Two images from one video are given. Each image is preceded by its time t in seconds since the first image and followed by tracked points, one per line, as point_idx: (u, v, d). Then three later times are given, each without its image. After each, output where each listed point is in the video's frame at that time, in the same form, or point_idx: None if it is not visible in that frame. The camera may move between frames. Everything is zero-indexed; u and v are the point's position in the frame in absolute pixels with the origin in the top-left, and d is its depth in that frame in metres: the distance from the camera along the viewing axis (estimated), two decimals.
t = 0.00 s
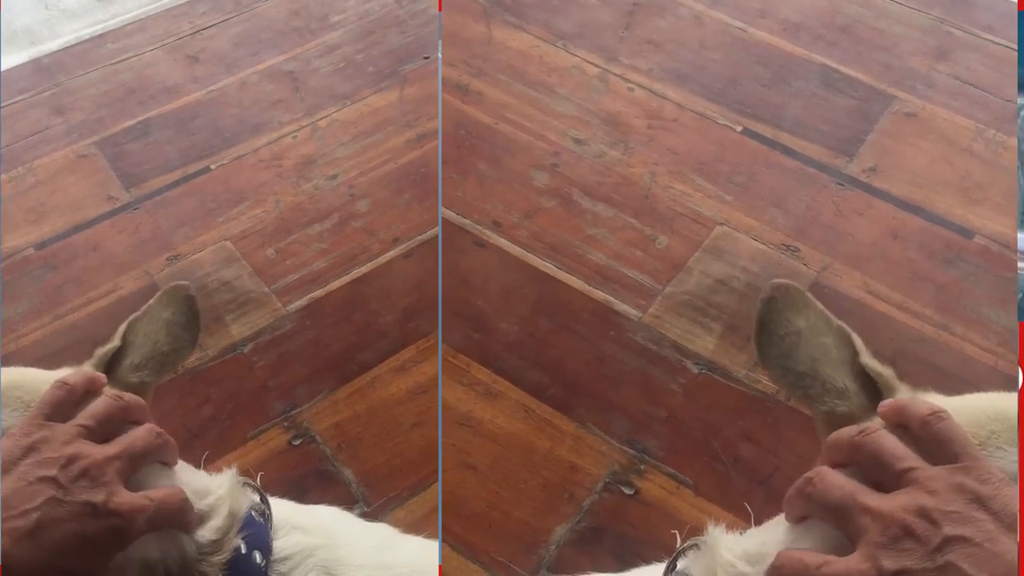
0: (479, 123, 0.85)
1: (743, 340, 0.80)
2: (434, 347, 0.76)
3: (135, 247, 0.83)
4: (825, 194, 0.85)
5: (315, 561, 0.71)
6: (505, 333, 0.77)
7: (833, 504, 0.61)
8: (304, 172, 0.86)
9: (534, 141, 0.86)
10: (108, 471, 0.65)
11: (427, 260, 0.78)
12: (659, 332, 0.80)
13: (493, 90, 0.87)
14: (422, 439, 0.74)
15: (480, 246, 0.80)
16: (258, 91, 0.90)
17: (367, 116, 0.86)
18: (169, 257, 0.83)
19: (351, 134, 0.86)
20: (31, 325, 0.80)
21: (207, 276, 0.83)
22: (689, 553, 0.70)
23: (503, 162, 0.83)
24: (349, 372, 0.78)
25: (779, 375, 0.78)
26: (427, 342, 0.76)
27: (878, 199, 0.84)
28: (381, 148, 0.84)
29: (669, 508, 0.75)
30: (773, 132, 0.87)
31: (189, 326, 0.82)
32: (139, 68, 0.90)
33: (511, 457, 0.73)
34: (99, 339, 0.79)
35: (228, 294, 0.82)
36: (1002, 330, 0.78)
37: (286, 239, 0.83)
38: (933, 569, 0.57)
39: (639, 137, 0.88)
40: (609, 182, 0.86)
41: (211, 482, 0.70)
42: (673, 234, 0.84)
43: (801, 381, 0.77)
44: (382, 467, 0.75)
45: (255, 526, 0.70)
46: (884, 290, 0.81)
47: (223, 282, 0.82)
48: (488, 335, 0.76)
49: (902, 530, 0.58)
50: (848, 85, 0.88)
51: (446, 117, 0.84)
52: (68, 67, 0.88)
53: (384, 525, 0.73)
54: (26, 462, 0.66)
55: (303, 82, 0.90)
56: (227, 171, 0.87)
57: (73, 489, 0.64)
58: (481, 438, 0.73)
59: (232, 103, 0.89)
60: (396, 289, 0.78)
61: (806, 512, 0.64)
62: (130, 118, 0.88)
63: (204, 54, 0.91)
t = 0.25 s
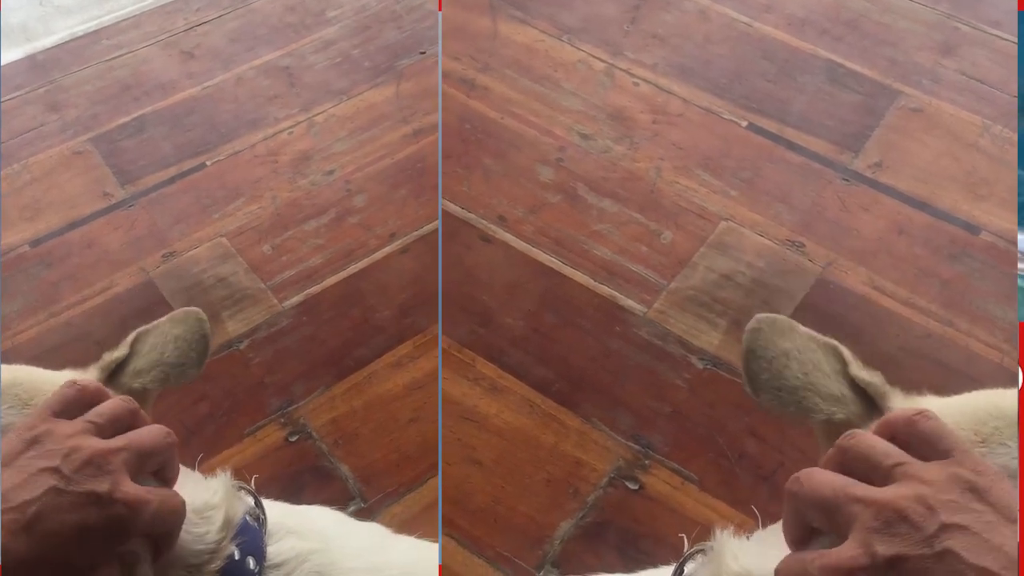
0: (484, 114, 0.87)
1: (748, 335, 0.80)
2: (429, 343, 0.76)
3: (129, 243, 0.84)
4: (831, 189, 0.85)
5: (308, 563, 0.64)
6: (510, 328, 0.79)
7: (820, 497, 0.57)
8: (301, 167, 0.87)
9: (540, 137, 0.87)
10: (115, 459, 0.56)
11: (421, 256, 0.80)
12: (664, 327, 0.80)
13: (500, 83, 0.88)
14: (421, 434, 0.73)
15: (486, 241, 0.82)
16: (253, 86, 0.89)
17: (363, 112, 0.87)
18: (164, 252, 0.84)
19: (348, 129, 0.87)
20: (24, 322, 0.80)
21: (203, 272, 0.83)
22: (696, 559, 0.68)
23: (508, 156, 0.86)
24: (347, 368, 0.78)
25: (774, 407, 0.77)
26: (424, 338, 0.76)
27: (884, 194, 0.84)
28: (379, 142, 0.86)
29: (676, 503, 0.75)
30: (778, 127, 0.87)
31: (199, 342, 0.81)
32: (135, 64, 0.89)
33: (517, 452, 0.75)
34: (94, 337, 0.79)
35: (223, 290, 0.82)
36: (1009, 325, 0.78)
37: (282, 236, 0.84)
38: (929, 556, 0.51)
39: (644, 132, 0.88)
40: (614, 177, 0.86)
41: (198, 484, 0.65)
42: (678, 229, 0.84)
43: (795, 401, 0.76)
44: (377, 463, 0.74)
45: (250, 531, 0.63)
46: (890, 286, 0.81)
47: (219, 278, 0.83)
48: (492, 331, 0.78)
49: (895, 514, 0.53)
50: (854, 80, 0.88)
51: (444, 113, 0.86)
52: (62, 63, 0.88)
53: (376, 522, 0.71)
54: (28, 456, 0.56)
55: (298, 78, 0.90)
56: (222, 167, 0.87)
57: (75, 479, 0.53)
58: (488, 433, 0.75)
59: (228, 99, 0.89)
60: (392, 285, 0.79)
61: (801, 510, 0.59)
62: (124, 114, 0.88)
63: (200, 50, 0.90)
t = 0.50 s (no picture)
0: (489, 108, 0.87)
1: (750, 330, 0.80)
2: (427, 339, 0.78)
3: (126, 241, 0.83)
4: (835, 185, 0.85)
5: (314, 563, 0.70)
6: (514, 323, 0.79)
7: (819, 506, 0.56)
8: (298, 164, 0.87)
9: (544, 131, 0.87)
10: (114, 469, 0.59)
11: (420, 251, 0.82)
12: (668, 323, 0.80)
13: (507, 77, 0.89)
14: (418, 429, 0.75)
15: (490, 235, 0.83)
16: (250, 83, 0.89)
17: (360, 108, 0.88)
18: (161, 249, 0.83)
19: (345, 125, 0.88)
20: (23, 319, 0.79)
21: (201, 269, 0.82)
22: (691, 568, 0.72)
23: (513, 150, 0.86)
24: (344, 363, 0.78)
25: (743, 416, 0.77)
26: (420, 335, 0.78)
27: (888, 190, 0.84)
28: (375, 138, 0.87)
29: (678, 500, 0.75)
30: (782, 123, 0.87)
31: (216, 345, 0.81)
32: (133, 60, 0.88)
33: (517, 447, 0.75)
34: (93, 334, 0.79)
35: (221, 288, 0.82)
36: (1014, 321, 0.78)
37: (280, 232, 0.84)
38: (931, 567, 0.51)
39: (648, 127, 0.88)
40: (618, 172, 0.86)
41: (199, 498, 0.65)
42: (683, 225, 0.84)
43: (784, 411, 0.76)
44: (376, 459, 0.75)
45: (250, 541, 0.69)
46: (894, 283, 0.81)
47: (216, 275, 0.82)
48: (495, 326, 0.79)
49: (895, 525, 0.52)
50: (859, 76, 0.88)
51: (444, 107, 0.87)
52: (58, 60, 0.86)
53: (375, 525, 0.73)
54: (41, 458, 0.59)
55: (295, 74, 0.90)
56: (219, 163, 0.86)
57: (71, 489, 0.56)
58: (488, 427, 0.75)
59: (225, 94, 0.89)
60: (389, 281, 0.81)
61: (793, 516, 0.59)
62: (121, 111, 0.87)
63: (197, 47, 0.90)
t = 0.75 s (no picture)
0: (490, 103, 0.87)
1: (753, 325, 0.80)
2: (427, 335, 0.76)
3: (124, 238, 0.82)
4: (838, 182, 0.85)
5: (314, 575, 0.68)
6: (515, 319, 0.79)
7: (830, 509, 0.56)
8: (296, 161, 0.87)
9: (546, 127, 0.87)
10: (105, 475, 0.59)
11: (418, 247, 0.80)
12: (669, 318, 0.80)
13: (502, 76, 0.88)
14: (417, 426, 0.74)
15: (491, 231, 0.82)
16: (248, 80, 0.90)
17: (358, 105, 0.88)
18: (161, 246, 0.83)
19: (343, 122, 0.87)
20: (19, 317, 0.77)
21: (199, 266, 0.82)
22: None
23: (515, 147, 0.86)
24: (343, 360, 0.78)
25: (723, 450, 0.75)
26: (420, 331, 0.76)
27: (891, 187, 0.84)
28: (375, 135, 0.86)
29: (676, 496, 0.76)
30: (785, 120, 0.87)
31: (251, 378, 0.78)
32: (129, 58, 0.89)
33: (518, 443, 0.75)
34: (93, 331, 0.77)
35: (219, 285, 0.81)
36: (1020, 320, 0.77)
37: (278, 229, 0.84)
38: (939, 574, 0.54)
39: (650, 123, 0.88)
40: (620, 169, 0.86)
41: (207, 495, 0.65)
42: (684, 221, 0.84)
43: (751, 424, 0.72)
44: (375, 455, 0.75)
45: (247, 559, 0.65)
46: (897, 280, 0.81)
47: (215, 272, 0.82)
48: (496, 322, 0.78)
49: (905, 534, 0.54)
50: (862, 73, 0.88)
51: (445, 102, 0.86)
52: (54, 57, 0.86)
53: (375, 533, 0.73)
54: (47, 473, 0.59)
55: (293, 70, 0.90)
56: (218, 160, 0.87)
57: (63, 497, 0.58)
58: (490, 423, 0.75)
59: (223, 91, 0.89)
60: (388, 278, 0.79)
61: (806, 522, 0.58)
62: (118, 109, 0.87)
63: (194, 45, 0.90)
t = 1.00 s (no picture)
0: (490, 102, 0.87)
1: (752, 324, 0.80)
2: (426, 333, 0.78)
3: (124, 237, 0.83)
4: (839, 181, 0.85)
5: None
6: (515, 316, 0.79)
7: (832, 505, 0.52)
8: (295, 159, 0.87)
9: (547, 125, 0.87)
10: (114, 469, 0.53)
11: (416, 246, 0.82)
12: (669, 315, 0.80)
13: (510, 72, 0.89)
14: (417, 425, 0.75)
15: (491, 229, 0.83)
16: (248, 79, 0.90)
17: (358, 103, 0.89)
18: (161, 246, 0.83)
19: (342, 120, 0.88)
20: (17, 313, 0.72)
21: (199, 265, 0.82)
22: None
23: (515, 145, 0.86)
24: (343, 359, 0.78)
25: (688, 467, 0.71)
26: (419, 330, 0.78)
27: (892, 185, 0.84)
28: (373, 133, 0.87)
29: (679, 495, 0.74)
30: (786, 119, 0.87)
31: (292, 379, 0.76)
32: (128, 57, 0.89)
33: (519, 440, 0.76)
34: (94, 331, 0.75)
35: (219, 284, 0.82)
36: None
37: (277, 228, 0.84)
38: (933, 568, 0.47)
39: (652, 121, 0.88)
40: (620, 167, 0.86)
41: (207, 511, 0.60)
42: (685, 220, 0.84)
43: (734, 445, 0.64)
44: (376, 453, 0.76)
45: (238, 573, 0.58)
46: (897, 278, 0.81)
47: (215, 271, 0.82)
48: (496, 319, 0.79)
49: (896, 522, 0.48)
50: (863, 71, 0.88)
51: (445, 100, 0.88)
52: (54, 56, 0.87)
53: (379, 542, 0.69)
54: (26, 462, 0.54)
55: (293, 69, 0.90)
56: (217, 159, 0.87)
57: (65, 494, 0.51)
58: (490, 420, 0.76)
59: (223, 91, 0.89)
60: (388, 276, 0.81)
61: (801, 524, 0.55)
62: (118, 108, 0.87)
63: (193, 44, 0.90)
